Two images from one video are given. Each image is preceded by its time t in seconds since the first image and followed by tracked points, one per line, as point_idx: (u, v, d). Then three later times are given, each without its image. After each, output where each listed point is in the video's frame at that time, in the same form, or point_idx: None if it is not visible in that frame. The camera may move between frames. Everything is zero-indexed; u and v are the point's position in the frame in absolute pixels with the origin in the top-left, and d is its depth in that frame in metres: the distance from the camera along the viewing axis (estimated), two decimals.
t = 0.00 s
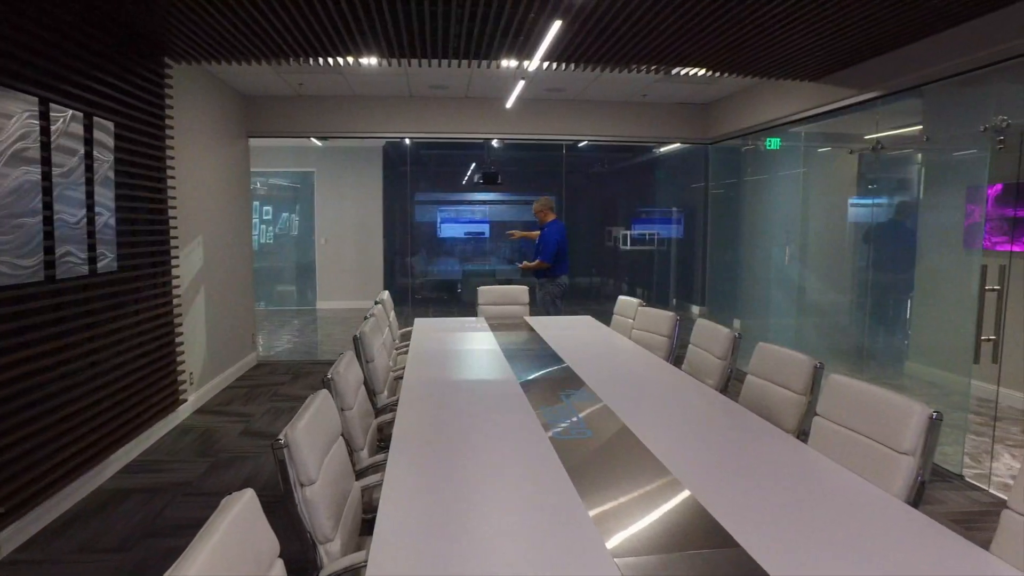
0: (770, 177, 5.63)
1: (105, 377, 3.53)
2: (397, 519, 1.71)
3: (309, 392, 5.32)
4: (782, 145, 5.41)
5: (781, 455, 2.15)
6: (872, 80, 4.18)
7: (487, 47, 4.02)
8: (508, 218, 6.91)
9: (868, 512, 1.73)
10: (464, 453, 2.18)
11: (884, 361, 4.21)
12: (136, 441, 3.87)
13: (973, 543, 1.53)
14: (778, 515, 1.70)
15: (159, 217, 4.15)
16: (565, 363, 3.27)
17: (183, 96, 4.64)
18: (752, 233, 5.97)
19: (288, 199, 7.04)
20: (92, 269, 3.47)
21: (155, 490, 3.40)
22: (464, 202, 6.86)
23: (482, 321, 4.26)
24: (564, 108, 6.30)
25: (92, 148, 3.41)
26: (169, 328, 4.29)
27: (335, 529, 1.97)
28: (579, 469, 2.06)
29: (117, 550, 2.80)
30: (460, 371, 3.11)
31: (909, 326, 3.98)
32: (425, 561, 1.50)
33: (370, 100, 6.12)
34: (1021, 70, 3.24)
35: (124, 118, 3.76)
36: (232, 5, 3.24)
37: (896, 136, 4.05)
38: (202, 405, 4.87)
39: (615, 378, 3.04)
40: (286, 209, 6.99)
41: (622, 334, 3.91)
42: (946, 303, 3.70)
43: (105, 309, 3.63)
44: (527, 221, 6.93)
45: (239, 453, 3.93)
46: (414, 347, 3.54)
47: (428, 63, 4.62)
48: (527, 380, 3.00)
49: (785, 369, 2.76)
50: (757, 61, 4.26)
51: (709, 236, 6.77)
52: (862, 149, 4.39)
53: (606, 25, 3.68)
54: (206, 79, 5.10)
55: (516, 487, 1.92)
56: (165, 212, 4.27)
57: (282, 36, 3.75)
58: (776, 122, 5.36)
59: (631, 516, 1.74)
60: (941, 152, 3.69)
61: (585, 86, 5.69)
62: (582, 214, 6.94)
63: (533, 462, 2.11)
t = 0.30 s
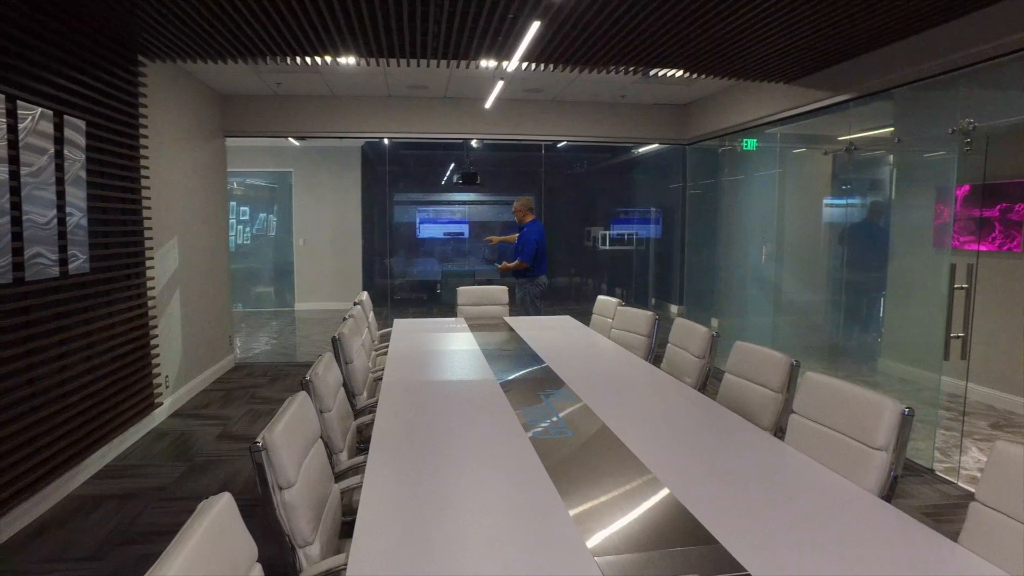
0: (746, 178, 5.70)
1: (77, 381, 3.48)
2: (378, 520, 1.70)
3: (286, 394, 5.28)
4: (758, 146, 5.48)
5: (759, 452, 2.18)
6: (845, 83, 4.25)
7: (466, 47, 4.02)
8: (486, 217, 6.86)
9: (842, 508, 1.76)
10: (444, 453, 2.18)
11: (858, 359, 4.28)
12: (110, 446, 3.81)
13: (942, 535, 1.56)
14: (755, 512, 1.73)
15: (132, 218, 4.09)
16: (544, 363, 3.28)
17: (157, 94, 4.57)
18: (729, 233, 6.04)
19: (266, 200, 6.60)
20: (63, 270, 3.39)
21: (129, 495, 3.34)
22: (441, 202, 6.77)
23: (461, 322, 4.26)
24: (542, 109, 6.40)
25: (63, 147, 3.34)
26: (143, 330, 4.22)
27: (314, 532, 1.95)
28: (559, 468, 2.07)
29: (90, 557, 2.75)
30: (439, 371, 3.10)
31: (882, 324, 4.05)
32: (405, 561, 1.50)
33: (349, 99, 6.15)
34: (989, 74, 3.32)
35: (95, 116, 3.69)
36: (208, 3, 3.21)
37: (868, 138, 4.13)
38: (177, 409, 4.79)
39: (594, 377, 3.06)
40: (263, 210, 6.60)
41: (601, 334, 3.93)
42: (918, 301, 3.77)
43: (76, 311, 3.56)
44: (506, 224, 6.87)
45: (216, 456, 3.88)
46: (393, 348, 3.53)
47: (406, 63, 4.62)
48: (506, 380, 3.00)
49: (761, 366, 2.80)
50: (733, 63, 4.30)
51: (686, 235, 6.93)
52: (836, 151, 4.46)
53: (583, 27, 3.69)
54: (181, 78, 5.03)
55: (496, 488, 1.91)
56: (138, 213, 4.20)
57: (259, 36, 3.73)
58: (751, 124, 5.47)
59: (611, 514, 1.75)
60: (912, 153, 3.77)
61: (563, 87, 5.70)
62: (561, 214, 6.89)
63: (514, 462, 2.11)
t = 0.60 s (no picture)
0: (724, 179, 5.76)
1: (51, 383, 3.43)
2: (358, 521, 1.70)
3: (265, 397, 5.23)
4: (735, 147, 5.54)
5: (737, 450, 2.21)
6: (819, 86, 4.31)
7: (445, 48, 4.01)
8: (466, 216, 6.89)
9: (818, 503, 1.78)
10: (425, 454, 2.18)
11: (834, 357, 4.35)
12: (84, 450, 3.75)
13: (914, 528, 1.60)
14: (732, 509, 1.75)
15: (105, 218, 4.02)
16: (524, 363, 3.29)
17: (130, 93, 4.49)
18: (707, 233, 6.10)
19: (243, 200, 6.70)
20: (32, 272, 3.32)
21: (103, 501, 3.29)
22: (420, 204, 6.79)
23: (441, 322, 4.27)
24: (522, 109, 6.35)
25: (32, 146, 3.27)
26: (117, 333, 4.15)
27: (293, 535, 1.93)
28: (539, 468, 2.07)
29: (62, 564, 2.70)
30: (419, 372, 3.10)
31: (855, 323, 4.13)
32: (385, 562, 1.50)
33: (328, 98, 6.06)
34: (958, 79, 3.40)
35: (66, 114, 3.62)
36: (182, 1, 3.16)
37: (843, 139, 4.20)
38: (153, 412, 4.73)
39: (575, 377, 3.07)
40: (239, 210, 6.69)
41: (580, 334, 3.94)
42: (890, 300, 3.84)
43: (47, 313, 3.50)
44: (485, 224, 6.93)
45: (193, 460, 3.84)
46: (372, 348, 3.51)
47: (385, 63, 4.60)
48: (486, 380, 3.00)
49: (738, 365, 2.83)
50: (709, 65, 4.35)
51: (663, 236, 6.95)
52: (812, 152, 4.52)
53: (562, 27, 3.71)
54: (155, 76, 4.95)
55: (477, 489, 1.91)
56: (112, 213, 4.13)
57: (237, 35, 3.70)
58: (727, 125, 5.53)
59: (591, 513, 1.76)
60: (885, 155, 3.83)
61: (542, 88, 5.70)
62: (538, 216, 6.99)
63: (495, 462, 2.12)
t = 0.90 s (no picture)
0: (701, 179, 5.82)
1: (21, 386, 3.36)
2: (338, 523, 1.69)
3: (242, 399, 5.17)
4: (713, 148, 5.61)
5: (716, 448, 2.23)
6: (794, 88, 4.37)
7: (424, 47, 4.00)
8: (446, 216, 6.88)
9: (794, 499, 1.81)
10: (405, 454, 2.17)
11: (809, 355, 4.41)
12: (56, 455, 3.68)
13: (886, 523, 1.63)
14: (711, 507, 1.77)
15: (75, 218, 3.93)
16: (505, 363, 3.29)
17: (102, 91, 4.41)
18: (685, 232, 6.15)
19: (218, 199, 6.83)
20: None
21: (76, 507, 3.23)
22: (399, 203, 6.77)
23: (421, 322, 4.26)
24: (501, 108, 6.35)
25: None
26: (90, 335, 4.08)
27: (272, 538, 1.91)
28: (519, 468, 2.08)
29: (33, 572, 2.65)
30: (400, 373, 3.09)
31: (829, 321, 4.20)
32: (365, 563, 1.49)
33: (304, 97, 6.00)
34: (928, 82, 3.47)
35: (33, 112, 3.53)
36: None
37: (818, 140, 4.26)
38: (127, 416, 4.65)
39: (555, 377, 3.08)
40: (215, 210, 6.80)
41: (561, 334, 3.95)
42: (863, 298, 3.91)
43: (15, 316, 3.41)
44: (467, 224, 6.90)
45: (168, 463, 3.79)
46: (352, 349, 3.49)
47: (363, 62, 4.57)
48: (466, 380, 3.00)
49: (716, 364, 2.87)
50: (686, 66, 4.40)
51: (641, 236, 7.00)
52: (788, 153, 4.59)
53: (541, 28, 3.71)
54: (128, 74, 4.87)
55: (457, 489, 1.91)
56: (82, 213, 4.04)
57: (211, 33, 3.65)
58: (705, 125, 5.57)
59: (571, 512, 1.77)
60: (858, 156, 3.90)
61: (521, 87, 5.69)
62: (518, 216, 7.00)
63: (475, 462, 2.12)
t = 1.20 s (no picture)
0: (680, 179, 5.86)
1: None
2: (317, 524, 1.68)
3: (220, 402, 5.12)
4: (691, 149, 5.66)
5: (695, 447, 2.25)
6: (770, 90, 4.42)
7: (402, 47, 3.99)
8: (426, 217, 6.87)
9: (772, 497, 1.83)
10: (385, 456, 2.16)
11: (786, 354, 4.47)
12: (27, 460, 3.60)
13: (862, 519, 1.65)
14: (690, 505, 1.78)
15: (47, 218, 3.85)
16: (486, 364, 3.29)
17: (75, 89, 4.33)
18: (664, 232, 6.20)
19: (196, 200, 6.62)
20: None
21: (48, 514, 3.17)
22: (376, 203, 6.75)
23: (400, 323, 4.24)
24: (481, 109, 6.35)
25: None
26: (62, 338, 4.00)
27: (251, 542, 1.89)
28: (500, 468, 2.08)
29: None
30: (380, 374, 3.07)
31: (805, 320, 4.26)
32: (345, 566, 1.48)
33: (282, 97, 5.95)
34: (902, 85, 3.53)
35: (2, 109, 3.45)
36: None
37: (794, 141, 4.31)
38: (102, 419, 4.57)
39: (535, 377, 3.08)
40: (192, 211, 6.59)
41: (540, 334, 3.96)
42: (839, 298, 3.97)
43: None
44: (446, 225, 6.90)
45: (143, 468, 3.74)
46: (331, 350, 3.47)
47: (340, 62, 4.55)
48: (446, 381, 3.00)
49: (694, 362, 2.89)
50: (665, 67, 4.43)
51: (621, 236, 7.05)
52: (764, 154, 4.64)
53: (520, 28, 3.72)
54: (101, 73, 4.79)
55: (438, 490, 1.91)
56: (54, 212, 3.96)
57: (185, 31, 3.60)
58: (683, 126, 5.61)
59: (552, 512, 1.77)
60: (834, 157, 3.96)
61: (500, 88, 5.70)
62: (497, 216, 7.04)
63: (456, 463, 2.11)
